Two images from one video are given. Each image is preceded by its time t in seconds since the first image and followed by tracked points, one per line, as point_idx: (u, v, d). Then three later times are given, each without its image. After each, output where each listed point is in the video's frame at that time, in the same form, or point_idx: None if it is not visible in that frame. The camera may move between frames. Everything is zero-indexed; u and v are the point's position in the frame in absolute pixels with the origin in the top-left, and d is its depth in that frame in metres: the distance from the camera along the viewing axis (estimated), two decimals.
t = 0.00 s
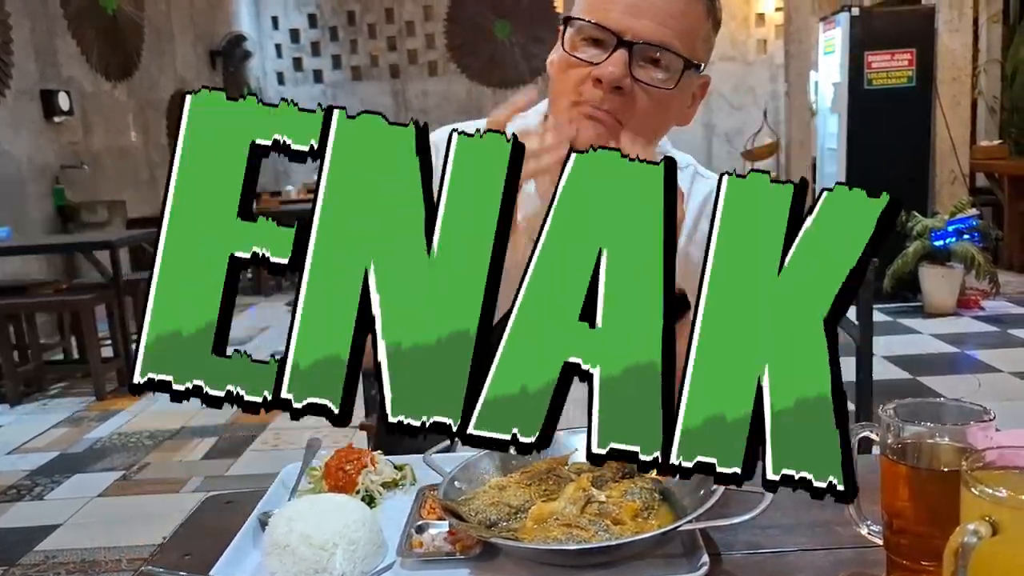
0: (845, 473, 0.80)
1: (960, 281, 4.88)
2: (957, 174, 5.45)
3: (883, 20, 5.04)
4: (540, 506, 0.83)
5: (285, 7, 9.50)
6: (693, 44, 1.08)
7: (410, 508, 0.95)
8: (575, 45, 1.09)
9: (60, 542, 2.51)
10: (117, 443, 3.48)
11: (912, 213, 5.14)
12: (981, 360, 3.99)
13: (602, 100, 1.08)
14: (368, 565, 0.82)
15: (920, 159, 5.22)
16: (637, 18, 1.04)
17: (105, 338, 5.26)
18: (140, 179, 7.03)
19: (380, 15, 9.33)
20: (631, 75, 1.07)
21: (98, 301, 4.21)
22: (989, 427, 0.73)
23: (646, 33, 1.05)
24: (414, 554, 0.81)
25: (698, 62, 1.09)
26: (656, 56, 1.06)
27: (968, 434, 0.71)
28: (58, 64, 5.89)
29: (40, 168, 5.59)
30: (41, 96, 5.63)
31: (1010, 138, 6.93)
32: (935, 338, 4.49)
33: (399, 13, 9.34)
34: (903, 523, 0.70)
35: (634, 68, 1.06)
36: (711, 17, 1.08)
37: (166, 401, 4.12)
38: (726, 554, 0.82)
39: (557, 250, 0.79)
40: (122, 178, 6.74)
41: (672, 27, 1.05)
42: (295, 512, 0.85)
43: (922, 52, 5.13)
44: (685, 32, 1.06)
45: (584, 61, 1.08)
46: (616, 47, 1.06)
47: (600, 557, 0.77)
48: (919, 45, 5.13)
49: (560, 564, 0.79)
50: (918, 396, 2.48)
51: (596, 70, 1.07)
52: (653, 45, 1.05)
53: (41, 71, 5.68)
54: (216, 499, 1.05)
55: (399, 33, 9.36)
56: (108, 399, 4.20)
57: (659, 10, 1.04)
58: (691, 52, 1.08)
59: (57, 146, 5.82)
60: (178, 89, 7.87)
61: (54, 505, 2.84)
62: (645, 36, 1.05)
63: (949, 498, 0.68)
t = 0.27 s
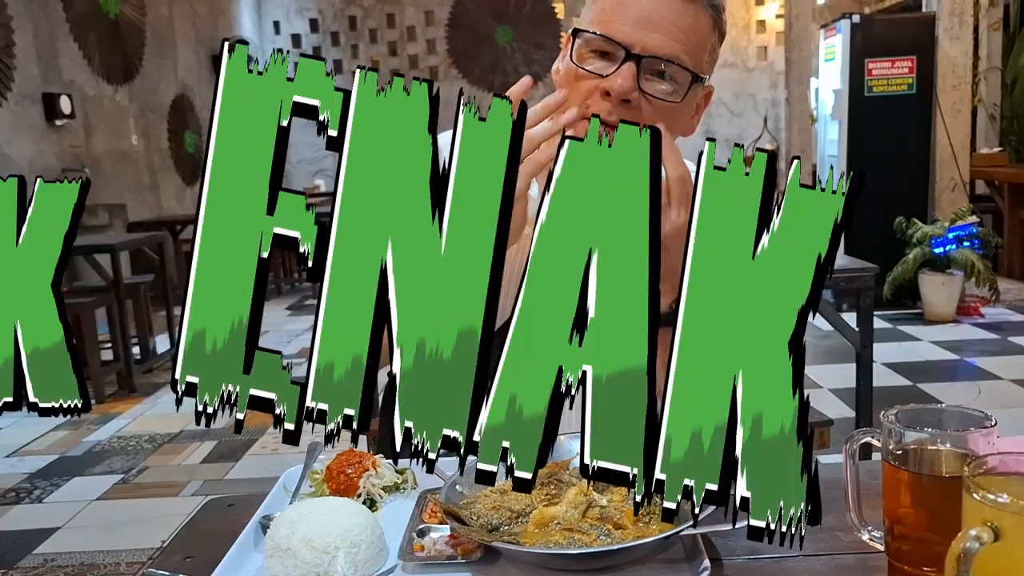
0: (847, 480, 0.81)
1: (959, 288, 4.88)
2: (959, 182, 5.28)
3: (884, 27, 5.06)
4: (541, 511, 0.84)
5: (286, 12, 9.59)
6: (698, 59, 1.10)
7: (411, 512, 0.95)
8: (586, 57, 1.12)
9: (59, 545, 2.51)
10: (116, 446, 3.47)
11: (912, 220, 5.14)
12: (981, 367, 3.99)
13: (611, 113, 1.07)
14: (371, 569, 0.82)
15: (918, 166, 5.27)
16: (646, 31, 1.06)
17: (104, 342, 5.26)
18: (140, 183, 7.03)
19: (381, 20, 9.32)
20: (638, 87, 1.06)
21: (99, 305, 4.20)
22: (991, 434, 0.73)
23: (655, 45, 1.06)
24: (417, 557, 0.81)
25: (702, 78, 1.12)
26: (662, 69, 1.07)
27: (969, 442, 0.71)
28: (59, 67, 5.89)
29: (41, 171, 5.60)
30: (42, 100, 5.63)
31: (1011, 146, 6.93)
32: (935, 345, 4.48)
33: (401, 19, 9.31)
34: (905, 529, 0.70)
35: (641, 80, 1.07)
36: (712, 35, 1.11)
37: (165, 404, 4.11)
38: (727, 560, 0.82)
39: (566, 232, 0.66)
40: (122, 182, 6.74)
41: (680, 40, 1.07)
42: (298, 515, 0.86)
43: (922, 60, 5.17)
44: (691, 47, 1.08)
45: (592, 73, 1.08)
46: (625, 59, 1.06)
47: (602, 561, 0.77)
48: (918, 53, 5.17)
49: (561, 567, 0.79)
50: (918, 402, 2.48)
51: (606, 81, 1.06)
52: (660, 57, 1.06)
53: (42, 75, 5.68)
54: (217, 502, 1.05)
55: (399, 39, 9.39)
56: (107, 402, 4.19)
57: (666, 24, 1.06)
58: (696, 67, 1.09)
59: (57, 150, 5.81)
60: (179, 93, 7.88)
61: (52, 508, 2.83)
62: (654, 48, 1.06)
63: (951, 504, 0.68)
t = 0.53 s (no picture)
0: (846, 485, 0.81)
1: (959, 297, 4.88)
2: (959, 191, 5.28)
3: (884, 36, 5.04)
4: (542, 515, 0.84)
5: (289, 18, 9.61)
6: (697, 64, 1.09)
7: (412, 516, 0.95)
8: (584, 61, 1.11)
9: (58, 549, 2.51)
10: (116, 450, 3.48)
11: (912, 228, 5.14)
12: (981, 376, 3.99)
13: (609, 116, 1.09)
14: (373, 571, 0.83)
15: (917, 174, 5.27)
16: (644, 36, 1.06)
17: (104, 346, 5.26)
18: (141, 188, 7.05)
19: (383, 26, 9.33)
20: (636, 91, 1.03)
21: (99, 309, 4.21)
22: (991, 441, 0.73)
23: (653, 50, 1.06)
24: (417, 561, 0.81)
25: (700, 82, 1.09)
26: (659, 72, 1.04)
27: (968, 448, 0.72)
28: (62, 72, 5.91)
29: (43, 176, 5.61)
30: (44, 104, 5.65)
31: (1012, 155, 6.94)
32: (934, 353, 4.49)
33: (402, 24, 9.38)
34: (904, 535, 0.70)
35: (639, 83, 1.04)
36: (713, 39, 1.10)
37: (165, 409, 4.11)
38: (727, 564, 0.82)
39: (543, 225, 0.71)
40: (124, 186, 6.75)
41: (678, 45, 1.06)
42: (301, 518, 0.86)
43: (921, 70, 5.20)
44: (690, 52, 1.07)
45: (590, 77, 1.10)
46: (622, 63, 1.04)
47: (602, 566, 0.78)
48: (918, 63, 5.20)
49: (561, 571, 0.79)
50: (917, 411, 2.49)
51: (603, 85, 1.07)
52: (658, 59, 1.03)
53: (45, 79, 5.70)
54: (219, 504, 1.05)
55: (402, 45, 9.42)
56: (107, 406, 4.20)
57: (663, 30, 1.06)
58: (695, 70, 1.09)
59: (59, 154, 5.83)
60: (181, 98, 7.90)
61: (52, 512, 2.83)
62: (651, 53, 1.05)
63: (950, 510, 0.68)
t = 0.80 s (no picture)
0: (847, 493, 0.81)
1: (959, 305, 4.89)
2: (960, 200, 5.38)
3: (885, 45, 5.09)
4: (544, 521, 0.84)
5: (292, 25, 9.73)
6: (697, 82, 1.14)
7: (413, 522, 0.96)
8: (586, 73, 1.34)
9: (58, 554, 2.51)
10: (117, 456, 3.48)
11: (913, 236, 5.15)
12: (982, 384, 3.99)
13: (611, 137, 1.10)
14: None
15: (918, 183, 5.25)
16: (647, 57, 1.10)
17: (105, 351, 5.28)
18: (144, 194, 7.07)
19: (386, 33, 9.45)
20: (637, 105, 1.31)
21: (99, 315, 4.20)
22: (989, 449, 0.74)
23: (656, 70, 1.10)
24: (420, 567, 0.82)
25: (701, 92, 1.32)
26: (660, 86, 1.31)
27: (967, 455, 0.72)
28: (65, 77, 5.93)
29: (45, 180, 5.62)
30: (48, 109, 5.67)
31: (1013, 164, 6.96)
32: (935, 360, 4.49)
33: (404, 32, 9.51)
34: (904, 541, 0.71)
35: (640, 97, 1.31)
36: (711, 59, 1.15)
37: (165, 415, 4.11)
38: (727, 571, 0.82)
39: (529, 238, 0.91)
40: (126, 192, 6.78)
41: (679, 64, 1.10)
42: (303, 523, 0.87)
43: (923, 79, 5.19)
44: (688, 66, 1.31)
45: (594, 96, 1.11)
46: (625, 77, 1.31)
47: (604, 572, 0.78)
48: (919, 71, 5.20)
49: None
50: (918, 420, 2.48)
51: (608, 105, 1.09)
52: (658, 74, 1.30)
53: (48, 85, 5.72)
54: (223, 510, 1.06)
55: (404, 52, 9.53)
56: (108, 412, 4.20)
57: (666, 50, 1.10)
58: (694, 83, 1.31)
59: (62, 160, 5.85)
60: (183, 104, 7.92)
61: (53, 517, 2.83)
62: (650, 66, 1.30)
63: (949, 518, 0.69)
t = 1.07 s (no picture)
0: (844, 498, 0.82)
1: (960, 310, 4.90)
2: (961, 205, 5.35)
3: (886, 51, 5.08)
4: (544, 525, 0.85)
5: (294, 30, 10.00)
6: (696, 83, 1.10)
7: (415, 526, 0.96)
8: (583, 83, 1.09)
9: (60, 558, 2.52)
10: (119, 459, 3.49)
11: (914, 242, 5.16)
12: (983, 389, 3.99)
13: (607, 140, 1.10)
14: None
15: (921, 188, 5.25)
16: (642, 59, 1.08)
17: (108, 355, 5.30)
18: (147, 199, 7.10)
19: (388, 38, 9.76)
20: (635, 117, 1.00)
21: (102, 319, 4.21)
22: (986, 453, 0.74)
23: (652, 72, 1.08)
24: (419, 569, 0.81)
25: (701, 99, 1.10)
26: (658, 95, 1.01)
27: (964, 460, 0.73)
28: (69, 83, 5.96)
29: (49, 185, 5.64)
30: (51, 114, 5.69)
31: (1013, 170, 6.99)
32: (936, 366, 4.49)
33: (407, 36, 9.68)
34: (901, 546, 0.71)
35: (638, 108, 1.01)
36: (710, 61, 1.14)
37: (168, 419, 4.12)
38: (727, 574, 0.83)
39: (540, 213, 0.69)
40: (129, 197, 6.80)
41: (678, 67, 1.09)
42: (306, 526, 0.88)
43: (925, 84, 5.18)
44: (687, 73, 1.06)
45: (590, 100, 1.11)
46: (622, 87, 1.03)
47: None
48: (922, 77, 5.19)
49: None
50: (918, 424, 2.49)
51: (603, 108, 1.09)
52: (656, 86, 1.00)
53: (52, 90, 5.74)
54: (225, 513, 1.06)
55: (406, 57, 9.69)
56: (110, 415, 4.21)
57: (662, 53, 1.09)
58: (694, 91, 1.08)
59: (65, 164, 5.87)
60: (187, 109, 7.96)
61: (54, 521, 2.84)
62: (651, 77, 1.07)
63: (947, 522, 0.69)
